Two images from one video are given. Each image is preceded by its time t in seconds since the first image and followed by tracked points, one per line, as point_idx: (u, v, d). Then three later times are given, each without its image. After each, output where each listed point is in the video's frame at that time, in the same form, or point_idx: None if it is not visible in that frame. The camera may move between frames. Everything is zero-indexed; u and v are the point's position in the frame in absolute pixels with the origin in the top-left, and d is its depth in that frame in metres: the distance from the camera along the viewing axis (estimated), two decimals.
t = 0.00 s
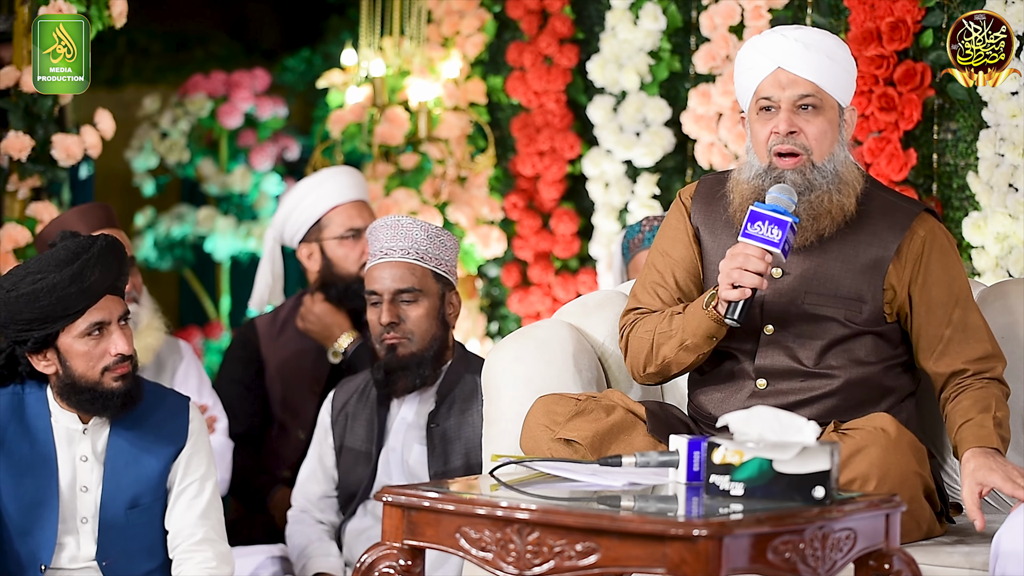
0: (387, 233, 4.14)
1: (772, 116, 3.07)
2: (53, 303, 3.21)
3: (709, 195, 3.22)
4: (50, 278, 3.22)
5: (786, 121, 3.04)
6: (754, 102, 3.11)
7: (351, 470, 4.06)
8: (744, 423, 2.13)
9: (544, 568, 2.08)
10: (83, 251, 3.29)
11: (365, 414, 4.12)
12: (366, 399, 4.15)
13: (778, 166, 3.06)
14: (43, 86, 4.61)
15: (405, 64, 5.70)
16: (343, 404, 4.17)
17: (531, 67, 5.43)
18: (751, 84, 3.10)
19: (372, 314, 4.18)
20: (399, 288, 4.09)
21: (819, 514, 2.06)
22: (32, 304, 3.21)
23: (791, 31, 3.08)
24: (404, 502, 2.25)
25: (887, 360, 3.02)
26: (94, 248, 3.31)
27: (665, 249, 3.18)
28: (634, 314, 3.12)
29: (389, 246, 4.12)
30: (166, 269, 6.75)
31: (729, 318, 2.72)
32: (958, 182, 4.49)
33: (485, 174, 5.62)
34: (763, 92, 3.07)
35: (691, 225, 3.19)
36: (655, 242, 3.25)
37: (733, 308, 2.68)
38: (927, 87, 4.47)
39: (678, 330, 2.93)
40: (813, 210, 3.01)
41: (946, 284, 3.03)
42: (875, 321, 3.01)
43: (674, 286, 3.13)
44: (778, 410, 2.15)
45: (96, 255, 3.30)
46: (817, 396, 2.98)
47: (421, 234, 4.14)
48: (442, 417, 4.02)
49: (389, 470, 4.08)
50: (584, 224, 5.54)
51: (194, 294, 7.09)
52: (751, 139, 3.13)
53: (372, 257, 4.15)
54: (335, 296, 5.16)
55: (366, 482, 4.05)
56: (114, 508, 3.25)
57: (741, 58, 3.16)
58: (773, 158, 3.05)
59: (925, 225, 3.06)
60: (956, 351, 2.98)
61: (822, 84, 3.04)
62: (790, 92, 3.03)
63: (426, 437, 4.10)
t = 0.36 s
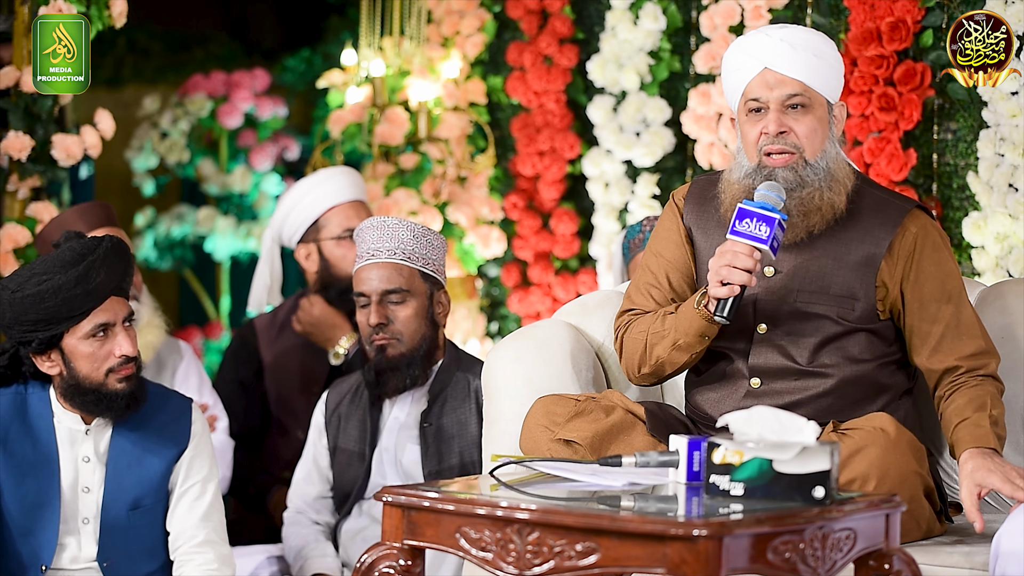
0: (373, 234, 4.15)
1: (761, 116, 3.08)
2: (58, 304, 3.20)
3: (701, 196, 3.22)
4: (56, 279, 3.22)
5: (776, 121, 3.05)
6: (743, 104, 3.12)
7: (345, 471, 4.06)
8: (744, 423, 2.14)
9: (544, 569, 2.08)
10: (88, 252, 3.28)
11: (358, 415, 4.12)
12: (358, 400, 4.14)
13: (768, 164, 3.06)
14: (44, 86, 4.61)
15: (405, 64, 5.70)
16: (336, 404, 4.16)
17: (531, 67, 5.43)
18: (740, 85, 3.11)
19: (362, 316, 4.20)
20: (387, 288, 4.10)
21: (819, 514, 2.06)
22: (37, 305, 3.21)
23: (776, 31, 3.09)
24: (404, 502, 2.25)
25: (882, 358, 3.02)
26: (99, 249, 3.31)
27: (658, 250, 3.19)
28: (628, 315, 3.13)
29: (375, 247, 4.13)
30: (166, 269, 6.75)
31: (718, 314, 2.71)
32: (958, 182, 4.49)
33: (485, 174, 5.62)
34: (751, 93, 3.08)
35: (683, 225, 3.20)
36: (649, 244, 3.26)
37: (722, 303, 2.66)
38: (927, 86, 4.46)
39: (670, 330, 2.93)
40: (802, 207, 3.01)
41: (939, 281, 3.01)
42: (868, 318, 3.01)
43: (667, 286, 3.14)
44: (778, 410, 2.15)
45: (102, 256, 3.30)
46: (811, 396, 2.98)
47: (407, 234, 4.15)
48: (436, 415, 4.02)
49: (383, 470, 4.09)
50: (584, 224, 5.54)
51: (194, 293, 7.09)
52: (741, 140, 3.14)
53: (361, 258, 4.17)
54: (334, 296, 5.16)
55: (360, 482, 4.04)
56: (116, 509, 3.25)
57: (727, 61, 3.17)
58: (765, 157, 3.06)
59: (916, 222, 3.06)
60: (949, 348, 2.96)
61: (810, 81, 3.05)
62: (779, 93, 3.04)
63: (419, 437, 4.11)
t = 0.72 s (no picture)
0: (404, 228, 4.16)
1: (754, 116, 3.07)
2: (54, 304, 3.21)
3: (694, 198, 3.22)
4: (52, 279, 3.22)
5: (769, 121, 3.04)
6: (735, 105, 3.11)
7: (357, 465, 4.09)
8: (744, 423, 2.13)
9: (544, 569, 2.08)
10: (85, 252, 3.28)
11: (376, 409, 4.15)
12: (377, 393, 4.18)
13: (762, 165, 3.04)
14: (43, 86, 4.62)
15: (405, 64, 5.70)
16: (354, 398, 4.20)
17: (531, 67, 5.43)
18: (731, 86, 3.10)
19: (387, 309, 4.20)
20: (413, 284, 4.11)
21: (819, 514, 2.06)
22: (34, 305, 3.21)
23: (768, 31, 3.08)
24: (404, 502, 2.25)
25: (876, 356, 3.02)
26: (96, 249, 3.31)
27: (651, 252, 3.20)
28: (623, 318, 3.13)
29: (404, 242, 4.14)
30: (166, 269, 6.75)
31: (714, 314, 2.72)
32: (958, 182, 4.49)
33: (485, 174, 5.62)
34: (743, 94, 3.07)
35: (676, 228, 3.20)
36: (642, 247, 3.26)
37: (717, 302, 2.66)
38: (927, 86, 4.46)
39: (664, 331, 2.93)
40: (798, 208, 3.02)
41: (932, 278, 3.00)
42: (861, 317, 3.01)
43: (662, 289, 3.14)
44: (778, 410, 2.15)
45: (98, 256, 3.30)
46: (807, 395, 2.98)
47: (437, 231, 4.16)
48: (453, 414, 4.00)
49: (397, 466, 4.11)
50: (585, 224, 5.54)
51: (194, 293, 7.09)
52: (733, 140, 3.13)
53: (389, 251, 4.17)
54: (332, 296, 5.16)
55: (371, 478, 4.07)
56: (115, 508, 3.25)
57: (719, 62, 3.16)
58: (758, 158, 3.04)
59: (908, 219, 3.05)
60: (943, 344, 2.93)
61: (801, 80, 3.04)
62: (771, 93, 3.04)
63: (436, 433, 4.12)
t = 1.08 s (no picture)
0: (431, 227, 4.11)
1: (752, 110, 3.07)
2: (55, 305, 3.21)
3: (687, 199, 3.22)
4: (53, 279, 3.22)
5: (768, 114, 3.05)
6: (734, 98, 3.11)
7: (370, 461, 4.12)
8: (744, 423, 2.12)
9: (544, 569, 2.08)
10: (85, 252, 3.28)
11: (394, 405, 4.17)
12: (397, 390, 4.19)
13: (756, 155, 3.06)
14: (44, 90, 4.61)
15: (405, 64, 5.70)
16: (372, 392, 4.22)
17: (531, 67, 5.43)
18: (730, 80, 3.10)
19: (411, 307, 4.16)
20: (439, 284, 4.06)
21: (819, 515, 2.07)
22: (34, 305, 3.21)
23: (771, 27, 3.09)
24: (404, 502, 2.25)
25: (871, 356, 3.02)
26: (96, 249, 3.31)
27: (644, 254, 3.20)
28: (617, 321, 3.13)
29: (432, 241, 4.09)
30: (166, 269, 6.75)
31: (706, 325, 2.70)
32: (958, 182, 4.49)
33: (485, 174, 5.62)
34: (743, 86, 3.07)
35: (669, 230, 3.20)
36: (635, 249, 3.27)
37: (710, 314, 2.66)
38: (928, 86, 4.46)
39: (656, 337, 2.93)
40: (791, 199, 3.01)
41: (923, 276, 2.99)
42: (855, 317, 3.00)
43: (655, 292, 3.14)
44: (778, 410, 2.15)
45: (98, 256, 3.30)
46: (805, 396, 2.98)
47: (465, 231, 4.11)
48: (469, 414, 3.99)
49: (411, 463, 4.12)
50: (584, 224, 5.54)
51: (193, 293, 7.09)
52: (730, 133, 3.14)
53: (417, 250, 4.12)
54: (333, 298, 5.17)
55: (384, 475, 4.09)
56: (115, 508, 3.25)
57: (723, 55, 3.15)
58: (753, 150, 3.06)
59: (900, 219, 3.04)
60: (929, 342, 2.93)
61: (803, 77, 3.05)
62: (772, 86, 3.04)
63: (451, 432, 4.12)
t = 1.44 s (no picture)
0: (418, 242, 4.07)
1: (752, 112, 3.07)
2: (56, 305, 3.21)
3: (685, 200, 3.22)
4: (53, 280, 3.22)
5: (768, 116, 3.05)
6: (732, 100, 3.10)
7: (367, 464, 4.11)
8: (744, 422, 2.12)
9: (544, 569, 2.08)
10: (86, 253, 3.29)
11: (390, 407, 4.16)
12: (392, 392, 4.18)
13: (757, 156, 3.07)
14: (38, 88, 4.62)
15: (405, 64, 5.70)
16: (368, 395, 4.21)
17: (531, 67, 5.43)
18: (729, 82, 3.09)
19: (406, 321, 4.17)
20: (430, 305, 4.08)
21: (819, 514, 2.07)
22: (35, 306, 3.21)
23: (768, 28, 3.08)
24: (404, 502, 2.25)
25: (870, 355, 3.02)
26: (97, 250, 3.31)
27: (641, 256, 3.20)
28: (615, 322, 3.15)
29: (419, 258, 4.06)
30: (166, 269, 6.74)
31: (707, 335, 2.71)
32: (958, 182, 4.49)
33: (485, 174, 5.62)
34: (743, 88, 3.07)
35: (667, 231, 3.20)
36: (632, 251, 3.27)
37: (712, 324, 2.67)
38: (927, 87, 4.46)
39: (657, 343, 2.93)
40: (792, 201, 3.02)
41: (922, 274, 3.00)
42: (854, 317, 3.00)
43: (654, 295, 3.14)
44: (779, 410, 2.15)
45: (99, 257, 3.30)
46: (805, 395, 2.98)
47: (452, 245, 4.07)
48: (466, 418, 4.03)
49: (408, 467, 4.11)
50: (585, 224, 5.54)
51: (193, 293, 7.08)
52: (728, 134, 3.15)
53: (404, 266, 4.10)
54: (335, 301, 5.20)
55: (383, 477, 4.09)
56: (115, 508, 3.25)
57: (720, 56, 3.14)
58: (753, 151, 3.06)
59: (899, 217, 3.05)
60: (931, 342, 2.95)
61: (802, 79, 3.04)
62: (771, 87, 3.03)
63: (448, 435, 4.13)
